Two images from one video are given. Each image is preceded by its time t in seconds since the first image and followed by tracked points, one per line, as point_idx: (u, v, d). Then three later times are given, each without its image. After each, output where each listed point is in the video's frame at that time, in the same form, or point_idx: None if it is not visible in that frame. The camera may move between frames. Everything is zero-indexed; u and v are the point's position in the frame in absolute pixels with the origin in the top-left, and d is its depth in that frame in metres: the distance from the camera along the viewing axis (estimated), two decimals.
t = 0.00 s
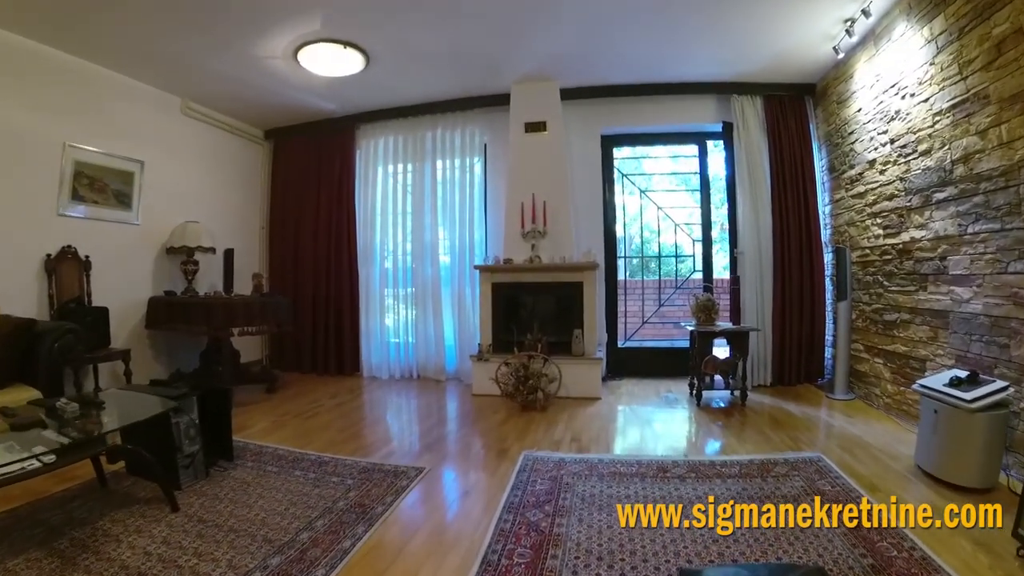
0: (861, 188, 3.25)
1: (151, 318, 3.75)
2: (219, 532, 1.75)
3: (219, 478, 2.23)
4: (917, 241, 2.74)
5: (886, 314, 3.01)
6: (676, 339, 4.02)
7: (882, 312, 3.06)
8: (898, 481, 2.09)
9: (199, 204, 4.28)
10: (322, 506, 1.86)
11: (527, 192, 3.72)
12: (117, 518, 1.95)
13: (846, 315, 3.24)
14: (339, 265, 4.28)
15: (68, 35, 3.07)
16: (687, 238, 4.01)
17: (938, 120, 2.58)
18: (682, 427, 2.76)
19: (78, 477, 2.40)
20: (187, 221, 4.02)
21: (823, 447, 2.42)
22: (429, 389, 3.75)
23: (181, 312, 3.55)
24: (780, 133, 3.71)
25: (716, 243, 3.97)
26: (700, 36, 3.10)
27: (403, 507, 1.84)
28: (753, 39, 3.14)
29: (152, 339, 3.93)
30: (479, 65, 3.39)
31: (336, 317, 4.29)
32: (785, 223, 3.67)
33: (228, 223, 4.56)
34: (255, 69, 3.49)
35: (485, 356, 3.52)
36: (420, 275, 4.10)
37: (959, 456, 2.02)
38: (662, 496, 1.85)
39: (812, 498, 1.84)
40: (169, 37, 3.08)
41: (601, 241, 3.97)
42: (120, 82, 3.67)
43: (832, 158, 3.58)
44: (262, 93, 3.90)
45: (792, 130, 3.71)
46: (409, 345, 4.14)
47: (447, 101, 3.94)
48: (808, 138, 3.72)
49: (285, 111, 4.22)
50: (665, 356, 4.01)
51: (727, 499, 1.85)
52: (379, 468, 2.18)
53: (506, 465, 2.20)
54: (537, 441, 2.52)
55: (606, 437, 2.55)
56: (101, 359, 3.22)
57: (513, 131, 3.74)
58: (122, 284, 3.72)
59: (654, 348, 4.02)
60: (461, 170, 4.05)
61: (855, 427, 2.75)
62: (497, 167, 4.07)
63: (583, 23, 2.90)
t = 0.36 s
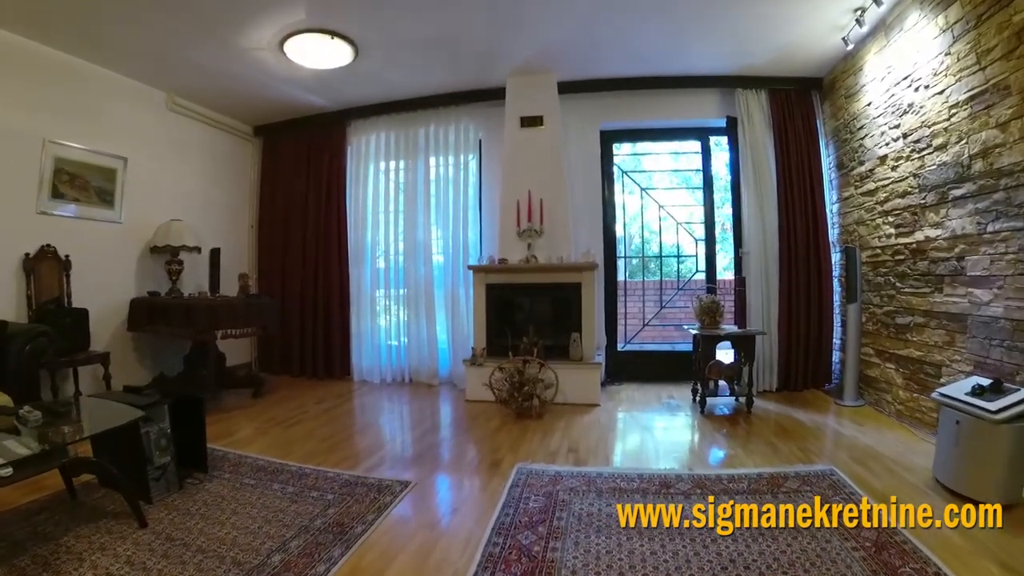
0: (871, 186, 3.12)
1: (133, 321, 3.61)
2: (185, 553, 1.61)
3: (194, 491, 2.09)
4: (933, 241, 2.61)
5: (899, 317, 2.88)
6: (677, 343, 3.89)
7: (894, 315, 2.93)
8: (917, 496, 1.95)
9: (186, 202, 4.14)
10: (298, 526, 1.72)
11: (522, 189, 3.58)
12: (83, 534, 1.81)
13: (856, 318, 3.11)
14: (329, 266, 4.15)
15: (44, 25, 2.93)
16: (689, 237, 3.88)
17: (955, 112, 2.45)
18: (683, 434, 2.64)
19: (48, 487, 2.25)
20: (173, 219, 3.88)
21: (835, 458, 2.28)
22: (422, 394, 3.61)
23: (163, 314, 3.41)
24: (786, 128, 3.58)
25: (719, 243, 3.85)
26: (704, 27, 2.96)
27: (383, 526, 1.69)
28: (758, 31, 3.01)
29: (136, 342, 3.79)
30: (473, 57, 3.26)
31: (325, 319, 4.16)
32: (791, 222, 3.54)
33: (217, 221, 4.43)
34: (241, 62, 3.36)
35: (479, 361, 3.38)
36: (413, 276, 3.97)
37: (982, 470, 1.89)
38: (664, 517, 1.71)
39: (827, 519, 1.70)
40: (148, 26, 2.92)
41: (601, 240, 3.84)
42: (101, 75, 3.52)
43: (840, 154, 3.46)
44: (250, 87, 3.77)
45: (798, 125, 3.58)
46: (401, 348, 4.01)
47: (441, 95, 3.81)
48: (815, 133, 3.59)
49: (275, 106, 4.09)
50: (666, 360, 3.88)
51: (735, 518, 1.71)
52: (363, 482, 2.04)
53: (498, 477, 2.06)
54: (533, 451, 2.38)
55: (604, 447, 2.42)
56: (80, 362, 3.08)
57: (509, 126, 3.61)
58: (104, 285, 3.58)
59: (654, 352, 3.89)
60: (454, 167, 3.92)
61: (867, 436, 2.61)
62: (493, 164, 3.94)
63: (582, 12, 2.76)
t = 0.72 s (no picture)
0: (889, 183, 2.98)
1: (115, 322, 3.44)
2: None
3: (170, 510, 1.94)
4: (956, 241, 2.47)
5: (919, 320, 2.75)
6: (682, 346, 3.76)
7: (913, 318, 2.79)
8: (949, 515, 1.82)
9: (173, 199, 3.98)
10: (278, 553, 1.58)
11: (523, 185, 3.44)
12: (48, 557, 1.66)
13: (873, 321, 2.98)
14: (322, 265, 4.00)
15: (17, 11, 2.77)
16: (696, 236, 3.75)
17: (980, 105, 2.31)
18: (692, 444, 2.50)
19: (18, 502, 2.09)
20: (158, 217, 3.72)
21: (856, 472, 2.15)
22: (418, 400, 3.47)
23: (146, 316, 3.25)
24: (798, 122, 3.45)
25: (728, 242, 3.72)
26: (716, 16, 2.81)
27: (371, 552, 1.55)
28: (771, 21, 2.87)
29: (120, 345, 3.63)
30: (472, 47, 3.11)
31: (317, 321, 4.01)
32: (804, 220, 3.41)
33: (207, 219, 4.27)
34: (229, 52, 3.20)
35: (477, 366, 3.24)
36: (408, 276, 3.82)
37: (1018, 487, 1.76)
38: (679, 542, 1.58)
39: (858, 544, 1.57)
40: (129, 13, 2.76)
41: (605, 239, 3.70)
42: (81, 65, 3.35)
43: (855, 150, 3.32)
44: (239, 80, 3.62)
45: (811, 119, 3.44)
46: (397, 351, 3.86)
47: (438, 87, 3.66)
48: (828, 128, 3.46)
49: (265, 99, 3.93)
50: (673, 365, 3.74)
51: (757, 544, 1.57)
52: (352, 501, 1.90)
53: (497, 495, 1.92)
54: (535, 464, 2.24)
55: (612, 460, 2.28)
56: (57, 367, 2.92)
57: (509, 120, 3.46)
58: (87, 285, 3.42)
59: (659, 355, 3.75)
60: (452, 162, 3.77)
61: (888, 446, 2.48)
62: (492, 159, 3.79)
63: None
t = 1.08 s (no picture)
0: (890, 183, 2.89)
1: (79, 330, 3.24)
2: None
3: (127, 539, 1.77)
4: (964, 244, 2.37)
5: (923, 326, 2.65)
6: (673, 350, 3.64)
7: (917, 324, 2.69)
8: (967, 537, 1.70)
9: (144, 200, 3.78)
10: None
11: (509, 185, 3.30)
12: None
13: (874, 327, 2.88)
14: (298, 267, 3.82)
15: None
16: (689, 238, 3.64)
17: (990, 103, 2.22)
18: (688, 458, 2.38)
19: None
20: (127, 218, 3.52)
21: (865, 489, 2.03)
22: (398, 410, 3.31)
23: (110, 324, 3.06)
24: (796, 121, 3.35)
25: (722, 244, 3.62)
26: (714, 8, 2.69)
27: None
28: (771, 14, 2.75)
29: (84, 354, 3.42)
30: (457, 39, 2.96)
31: (294, 328, 3.84)
32: (801, 221, 3.31)
33: (180, 220, 4.08)
34: (200, 43, 3.02)
35: (461, 376, 3.08)
36: (388, 279, 3.66)
37: None
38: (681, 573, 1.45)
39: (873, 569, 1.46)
40: None
41: (595, 241, 3.57)
42: (44, 56, 3.15)
43: (853, 149, 3.23)
44: (213, 74, 3.44)
45: (809, 118, 3.34)
46: (376, 358, 3.71)
47: (422, 82, 3.51)
48: (825, 127, 3.36)
49: (241, 94, 3.75)
50: (665, 372, 3.62)
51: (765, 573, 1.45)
52: (324, 530, 1.74)
53: (482, 521, 1.77)
54: (523, 483, 2.09)
55: (605, 477, 2.14)
56: (13, 379, 2.72)
57: (494, 116, 3.32)
58: (49, 291, 3.20)
59: (650, 361, 3.63)
60: (434, 161, 3.62)
61: (894, 459, 2.37)
62: (476, 157, 3.65)
63: None
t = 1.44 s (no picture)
0: (884, 178, 2.77)
1: (26, 334, 3.00)
2: None
3: (63, 566, 1.57)
4: (967, 241, 2.26)
5: (921, 327, 2.53)
6: (656, 352, 3.51)
7: (914, 325, 2.58)
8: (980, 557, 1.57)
9: (99, 194, 3.54)
10: None
11: (483, 178, 3.13)
12: None
13: (868, 327, 2.76)
14: (260, 265, 3.61)
15: None
16: (672, 235, 3.52)
17: (994, 92, 2.11)
18: (675, 467, 2.23)
19: None
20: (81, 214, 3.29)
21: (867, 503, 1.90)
22: (367, 417, 3.12)
23: (58, 328, 2.85)
24: (785, 113, 3.23)
25: (706, 242, 3.50)
26: None
27: None
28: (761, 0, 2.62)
29: (32, 360, 3.17)
30: (431, 23, 2.79)
31: (258, 330, 3.63)
32: (790, 217, 3.19)
33: (139, 216, 3.84)
34: (157, 26, 2.81)
35: (433, 382, 2.91)
36: (355, 278, 3.48)
37: None
38: None
39: None
40: None
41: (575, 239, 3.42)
42: None
43: (844, 143, 3.12)
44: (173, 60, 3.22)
45: (798, 109, 3.23)
46: (343, 361, 3.52)
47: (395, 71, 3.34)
48: (813, 120, 3.25)
49: (204, 82, 3.54)
50: (648, 375, 3.49)
51: None
52: (274, 559, 1.55)
53: (451, 547, 1.59)
54: (497, 500, 1.93)
55: (587, 493, 1.98)
56: None
57: (467, 106, 3.16)
58: None
59: (632, 363, 3.49)
60: (404, 154, 3.44)
61: (893, 467, 2.24)
62: (449, 150, 3.48)
63: None
